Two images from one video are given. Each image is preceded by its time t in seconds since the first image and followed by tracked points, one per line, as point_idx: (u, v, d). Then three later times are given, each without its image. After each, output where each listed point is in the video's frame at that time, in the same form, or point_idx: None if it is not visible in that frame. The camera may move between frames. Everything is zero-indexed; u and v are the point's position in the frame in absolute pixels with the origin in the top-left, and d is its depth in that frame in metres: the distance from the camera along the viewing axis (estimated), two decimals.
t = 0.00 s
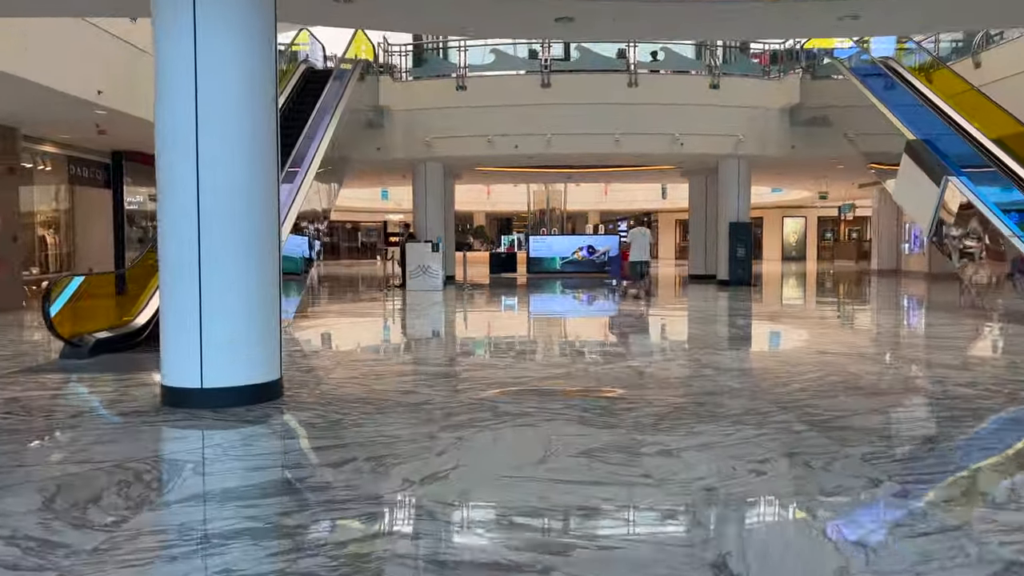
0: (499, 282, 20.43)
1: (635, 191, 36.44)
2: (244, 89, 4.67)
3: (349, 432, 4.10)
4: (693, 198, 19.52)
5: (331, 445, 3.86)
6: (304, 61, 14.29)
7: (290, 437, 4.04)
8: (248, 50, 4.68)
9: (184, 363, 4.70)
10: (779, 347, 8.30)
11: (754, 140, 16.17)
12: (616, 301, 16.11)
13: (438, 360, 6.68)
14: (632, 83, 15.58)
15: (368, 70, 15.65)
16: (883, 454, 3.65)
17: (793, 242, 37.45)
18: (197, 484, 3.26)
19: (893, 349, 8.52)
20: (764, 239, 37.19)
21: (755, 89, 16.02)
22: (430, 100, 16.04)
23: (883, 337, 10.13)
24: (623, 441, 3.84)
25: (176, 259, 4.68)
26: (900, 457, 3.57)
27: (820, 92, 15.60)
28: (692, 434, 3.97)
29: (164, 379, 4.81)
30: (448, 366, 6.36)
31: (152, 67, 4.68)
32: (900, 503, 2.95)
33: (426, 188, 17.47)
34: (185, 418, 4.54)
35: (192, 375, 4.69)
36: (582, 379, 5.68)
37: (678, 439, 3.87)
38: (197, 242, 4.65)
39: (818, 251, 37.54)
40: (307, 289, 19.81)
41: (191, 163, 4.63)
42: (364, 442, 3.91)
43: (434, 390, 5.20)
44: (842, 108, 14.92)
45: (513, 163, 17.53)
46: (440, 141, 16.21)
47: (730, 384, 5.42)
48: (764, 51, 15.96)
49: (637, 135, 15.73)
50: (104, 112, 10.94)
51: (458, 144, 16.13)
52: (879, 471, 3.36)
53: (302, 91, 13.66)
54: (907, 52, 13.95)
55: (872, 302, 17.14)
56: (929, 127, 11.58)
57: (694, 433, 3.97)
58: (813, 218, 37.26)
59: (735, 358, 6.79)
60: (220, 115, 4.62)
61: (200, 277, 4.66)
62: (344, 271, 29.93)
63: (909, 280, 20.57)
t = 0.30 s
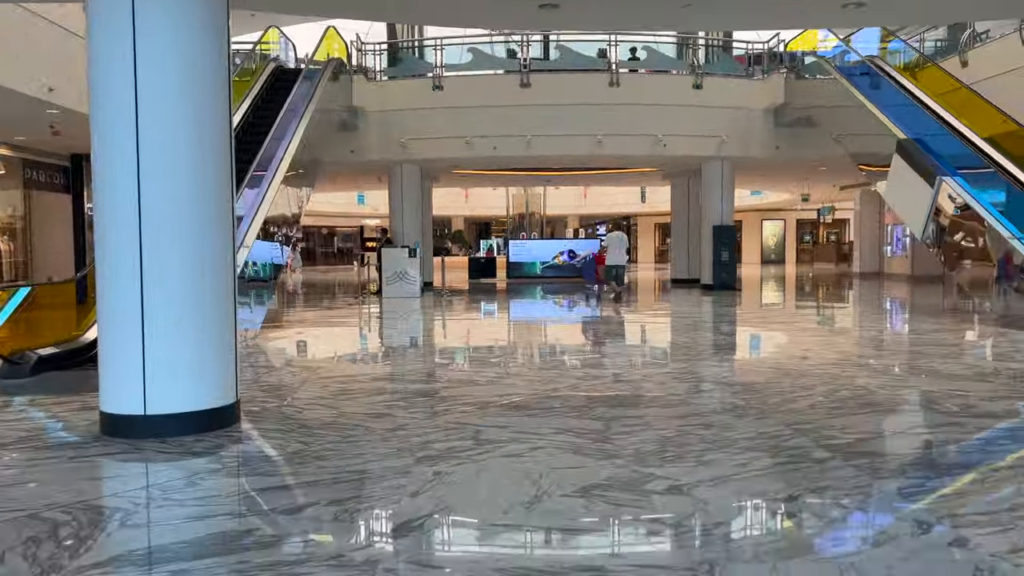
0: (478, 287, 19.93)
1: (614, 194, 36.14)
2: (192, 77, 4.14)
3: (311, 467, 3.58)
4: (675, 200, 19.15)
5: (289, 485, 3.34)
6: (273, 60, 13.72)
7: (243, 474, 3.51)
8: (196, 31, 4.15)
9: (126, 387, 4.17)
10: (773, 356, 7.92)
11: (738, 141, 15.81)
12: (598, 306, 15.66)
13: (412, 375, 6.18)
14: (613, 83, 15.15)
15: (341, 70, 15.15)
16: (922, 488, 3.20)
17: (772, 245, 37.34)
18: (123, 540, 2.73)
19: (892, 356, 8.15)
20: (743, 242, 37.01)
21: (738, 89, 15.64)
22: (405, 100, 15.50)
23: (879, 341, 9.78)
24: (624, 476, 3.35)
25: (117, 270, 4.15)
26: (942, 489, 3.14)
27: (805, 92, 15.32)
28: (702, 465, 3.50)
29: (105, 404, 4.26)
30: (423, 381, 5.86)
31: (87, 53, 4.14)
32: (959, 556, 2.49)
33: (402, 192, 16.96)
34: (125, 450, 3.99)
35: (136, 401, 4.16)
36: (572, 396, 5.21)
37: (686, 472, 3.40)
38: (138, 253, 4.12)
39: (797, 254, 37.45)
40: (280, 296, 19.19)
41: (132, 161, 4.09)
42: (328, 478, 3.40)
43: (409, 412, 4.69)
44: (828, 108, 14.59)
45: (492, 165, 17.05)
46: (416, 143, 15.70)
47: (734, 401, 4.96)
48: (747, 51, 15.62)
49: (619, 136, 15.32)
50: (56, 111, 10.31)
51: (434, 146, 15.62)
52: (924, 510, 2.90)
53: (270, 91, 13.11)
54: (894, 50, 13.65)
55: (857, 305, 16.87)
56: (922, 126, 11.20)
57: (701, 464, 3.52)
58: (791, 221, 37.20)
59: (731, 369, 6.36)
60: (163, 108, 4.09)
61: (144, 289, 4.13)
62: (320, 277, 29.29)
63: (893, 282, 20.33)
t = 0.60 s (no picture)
0: (460, 287, 19.46)
1: (596, 191, 35.77)
2: (134, 59, 3.66)
3: (272, 504, 3.11)
4: (660, 196, 18.76)
5: (244, 528, 2.87)
6: (243, 55, 13.17)
7: (193, 515, 3.03)
8: (141, 14, 3.67)
9: (63, 412, 3.66)
10: (770, 356, 7.55)
11: (725, 135, 15.45)
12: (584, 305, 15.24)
13: (390, 386, 5.71)
14: (597, 76, 14.70)
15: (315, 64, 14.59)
16: (975, 519, 2.78)
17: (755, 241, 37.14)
18: None
19: (895, 353, 7.81)
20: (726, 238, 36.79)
21: (723, 82, 15.28)
22: (382, 95, 14.98)
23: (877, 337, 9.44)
24: (633, 511, 2.91)
25: (50, 278, 3.64)
26: (998, 522, 2.73)
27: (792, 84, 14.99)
28: (720, 494, 3.06)
29: (40, 432, 3.76)
30: (401, 393, 5.40)
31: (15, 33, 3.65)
32: None
33: (379, 191, 16.43)
34: (61, 485, 3.49)
35: (74, 427, 3.65)
36: (565, 408, 4.77)
37: (703, 503, 2.96)
38: (75, 259, 3.62)
39: (780, 249, 37.27)
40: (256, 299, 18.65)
41: (66, 154, 3.60)
42: (291, 518, 2.93)
43: (387, 432, 4.22)
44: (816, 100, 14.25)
45: (473, 162, 16.58)
46: (394, 140, 15.19)
47: (742, 411, 4.55)
48: (733, 42, 15.24)
49: (603, 131, 14.91)
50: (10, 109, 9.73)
51: (413, 143, 15.13)
52: (989, 553, 2.47)
53: (240, 87, 12.57)
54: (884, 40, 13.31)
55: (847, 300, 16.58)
56: (918, 117, 10.84)
57: (718, 493, 3.10)
58: (774, 216, 37.02)
59: (732, 373, 5.95)
60: (104, 98, 3.61)
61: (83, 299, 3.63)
62: (298, 279, 28.72)
63: (880, 277, 20.08)
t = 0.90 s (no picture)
0: (456, 283, 18.97)
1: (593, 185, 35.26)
2: (83, 26, 3.15)
3: (235, 548, 2.61)
4: (661, 190, 18.25)
5: None
6: (230, 43, 12.65)
7: (140, 561, 2.54)
8: None
9: None
10: (788, 351, 7.07)
11: (729, 127, 14.96)
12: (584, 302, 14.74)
13: (380, 394, 5.21)
14: (598, 66, 14.18)
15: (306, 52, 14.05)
16: None
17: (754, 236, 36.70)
18: None
19: (920, 346, 7.33)
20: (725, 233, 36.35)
21: (728, 71, 14.75)
22: (376, 85, 14.46)
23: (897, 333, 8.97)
24: (667, 560, 2.43)
25: None
26: None
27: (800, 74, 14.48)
28: (768, 537, 2.58)
29: None
30: (392, 403, 4.90)
31: None
32: None
33: (373, 184, 15.93)
34: None
35: (12, 451, 3.15)
36: (575, 421, 4.30)
37: (751, 550, 2.48)
38: (12, 257, 3.12)
39: (780, 244, 36.83)
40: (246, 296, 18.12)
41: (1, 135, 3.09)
42: (257, 569, 2.44)
43: (376, 452, 3.74)
44: (825, 89, 13.75)
45: (469, 154, 16.07)
46: (387, 131, 14.67)
47: (773, 426, 4.07)
48: (738, 31, 14.71)
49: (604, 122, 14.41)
50: None
51: (407, 134, 14.61)
52: None
53: (225, 75, 12.05)
54: (897, 28, 12.77)
55: (854, 296, 16.11)
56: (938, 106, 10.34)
57: (766, 534, 2.62)
58: (773, 210, 36.59)
59: (753, 379, 5.47)
60: (46, 70, 3.10)
61: (20, 304, 3.12)
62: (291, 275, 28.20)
63: (885, 272, 19.63)
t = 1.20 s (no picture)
0: (449, 275, 18.45)
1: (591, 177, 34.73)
2: None
3: None
4: (661, 182, 17.74)
5: None
6: (215, 20, 12.10)
7: None
8: None
9: None
10: (802, 347, 6.60)
11: (734, 117, 14.45)
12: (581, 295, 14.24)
13: (361, 397, 4.71)
14: (599, 51, 13.62)
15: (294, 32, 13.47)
16: None
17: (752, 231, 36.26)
18: None
19: (939, 344, 6.88)
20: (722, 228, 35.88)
21: (733, 58, 14.22)
22: (367, 67, 13.89)
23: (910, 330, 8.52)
24: None
25: None
26: None
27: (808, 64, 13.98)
28: None
29: None
30: (372, 409, 4.41)
31: None
32: None
33: (364, 171, 15.37)
34: None
35: None
36: (576, 435, 3.81)
37: None
38: None
39: (778, 240, 36.40)
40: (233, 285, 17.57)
41: None
42: None
43: (349, 472, 3.25)
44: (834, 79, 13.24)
45: (464, 141, 15.53)
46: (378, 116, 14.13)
47: (801, 446, 3.59)
48: (745, 18, 14.25)
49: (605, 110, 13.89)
50: None
51: (400, 119, 14.07)
52: None
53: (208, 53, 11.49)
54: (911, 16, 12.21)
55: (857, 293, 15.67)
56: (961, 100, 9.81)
57: None
58: (772, 205, 36.17)
59: (773, 385, 4.98)
60: None
61: None
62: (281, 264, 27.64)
63: (889, 270, 19.19)
